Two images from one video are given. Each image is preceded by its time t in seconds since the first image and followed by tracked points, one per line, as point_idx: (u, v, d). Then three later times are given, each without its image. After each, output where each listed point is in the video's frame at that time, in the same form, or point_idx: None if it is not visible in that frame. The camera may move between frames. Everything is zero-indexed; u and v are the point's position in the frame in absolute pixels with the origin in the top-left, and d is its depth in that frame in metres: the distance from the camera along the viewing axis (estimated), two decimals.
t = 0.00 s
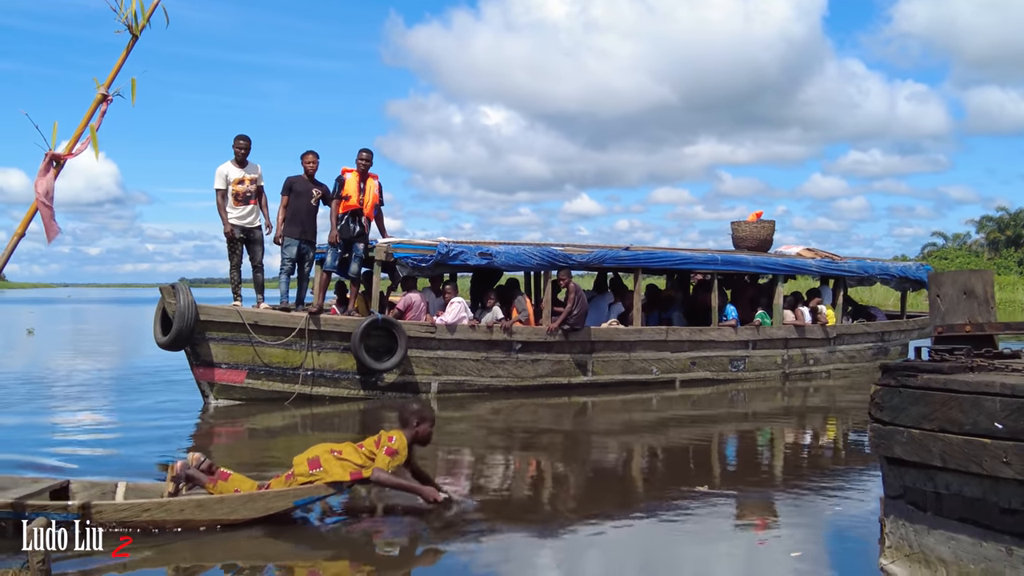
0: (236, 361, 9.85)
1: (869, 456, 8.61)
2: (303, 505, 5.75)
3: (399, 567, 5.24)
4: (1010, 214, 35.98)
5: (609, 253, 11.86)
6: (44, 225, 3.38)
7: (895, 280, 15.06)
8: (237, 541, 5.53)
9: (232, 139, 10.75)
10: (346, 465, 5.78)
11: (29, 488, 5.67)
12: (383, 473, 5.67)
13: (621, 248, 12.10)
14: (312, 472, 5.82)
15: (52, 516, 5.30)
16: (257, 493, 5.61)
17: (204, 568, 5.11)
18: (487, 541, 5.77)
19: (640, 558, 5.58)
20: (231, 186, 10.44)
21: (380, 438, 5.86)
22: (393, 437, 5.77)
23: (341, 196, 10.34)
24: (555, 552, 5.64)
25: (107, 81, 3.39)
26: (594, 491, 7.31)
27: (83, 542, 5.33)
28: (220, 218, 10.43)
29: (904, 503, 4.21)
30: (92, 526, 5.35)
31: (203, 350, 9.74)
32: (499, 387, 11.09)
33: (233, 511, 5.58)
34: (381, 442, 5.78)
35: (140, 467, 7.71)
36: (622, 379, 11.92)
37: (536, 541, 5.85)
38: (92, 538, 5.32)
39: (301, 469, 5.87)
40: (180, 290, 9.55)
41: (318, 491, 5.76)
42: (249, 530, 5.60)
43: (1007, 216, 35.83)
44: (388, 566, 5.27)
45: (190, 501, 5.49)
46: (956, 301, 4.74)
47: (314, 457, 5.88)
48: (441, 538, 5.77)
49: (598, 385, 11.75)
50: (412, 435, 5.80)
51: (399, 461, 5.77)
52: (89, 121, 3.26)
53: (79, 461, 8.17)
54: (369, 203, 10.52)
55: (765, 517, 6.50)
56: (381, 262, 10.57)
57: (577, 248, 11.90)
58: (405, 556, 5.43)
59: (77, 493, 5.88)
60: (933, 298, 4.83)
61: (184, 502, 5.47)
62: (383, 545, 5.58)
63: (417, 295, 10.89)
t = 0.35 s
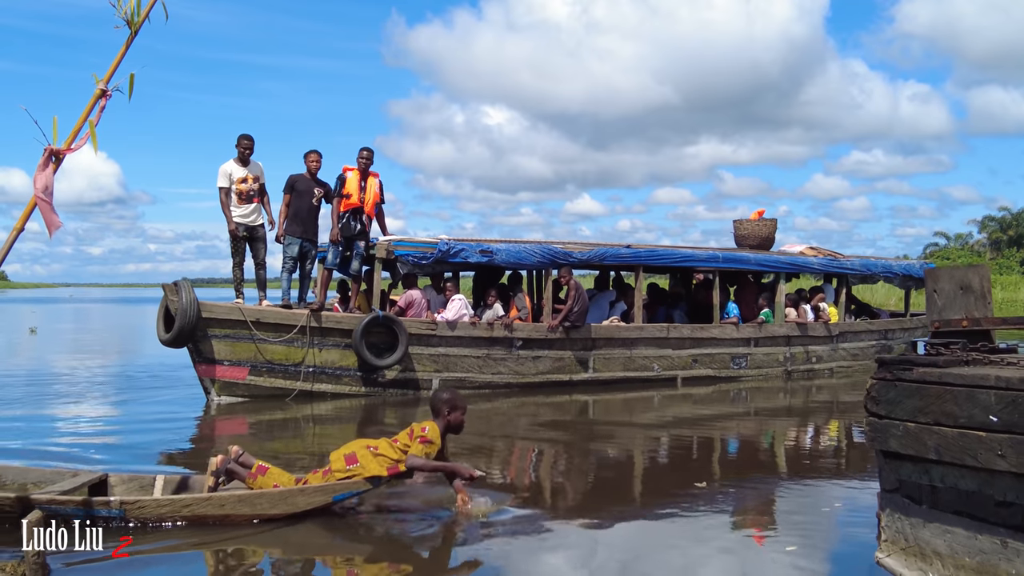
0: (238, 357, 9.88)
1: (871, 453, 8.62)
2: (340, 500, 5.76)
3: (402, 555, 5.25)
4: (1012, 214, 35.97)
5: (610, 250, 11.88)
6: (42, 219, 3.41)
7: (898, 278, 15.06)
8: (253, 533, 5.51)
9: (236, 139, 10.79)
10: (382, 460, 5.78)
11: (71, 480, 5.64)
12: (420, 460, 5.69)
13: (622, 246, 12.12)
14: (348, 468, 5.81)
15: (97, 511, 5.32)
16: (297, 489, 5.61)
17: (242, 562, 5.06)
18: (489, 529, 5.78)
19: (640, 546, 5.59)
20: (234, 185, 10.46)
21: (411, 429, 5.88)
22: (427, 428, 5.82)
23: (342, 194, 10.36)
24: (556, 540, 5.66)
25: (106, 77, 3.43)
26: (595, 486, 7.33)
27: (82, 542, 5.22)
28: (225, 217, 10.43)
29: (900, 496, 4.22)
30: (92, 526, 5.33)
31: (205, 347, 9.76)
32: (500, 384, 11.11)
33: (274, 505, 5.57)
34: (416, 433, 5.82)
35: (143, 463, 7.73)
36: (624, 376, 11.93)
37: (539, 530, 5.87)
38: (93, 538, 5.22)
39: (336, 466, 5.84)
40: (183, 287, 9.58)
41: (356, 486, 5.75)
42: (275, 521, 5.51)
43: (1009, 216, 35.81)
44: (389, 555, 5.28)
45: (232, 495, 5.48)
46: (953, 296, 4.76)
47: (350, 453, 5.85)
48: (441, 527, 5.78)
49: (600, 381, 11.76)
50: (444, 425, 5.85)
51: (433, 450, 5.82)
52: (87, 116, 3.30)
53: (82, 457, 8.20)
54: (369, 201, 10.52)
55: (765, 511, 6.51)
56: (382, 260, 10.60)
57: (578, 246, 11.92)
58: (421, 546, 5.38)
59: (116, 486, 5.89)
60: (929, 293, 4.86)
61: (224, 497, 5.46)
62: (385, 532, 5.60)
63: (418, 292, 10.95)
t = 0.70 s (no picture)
0: (240, 354, 9.91)
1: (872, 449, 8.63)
2: (378, 491, 5.75)
3: (407, 543, 5.28)
4: (1013, 213, 35.97)
5: (610, 247, 11.90)
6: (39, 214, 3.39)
7: (900, 275, 15.08)
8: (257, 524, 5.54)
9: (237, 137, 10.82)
10: (419, 452, 5.75)
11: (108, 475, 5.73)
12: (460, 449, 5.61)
13: (622, 243, 12.14)
14: (386, 460, 5.80)
15: (136, 500, 5.38)
16: (334, 479, 5.62)
17: (272, 557, 4.99)
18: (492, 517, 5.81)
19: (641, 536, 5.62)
20: (236, 183, 10.48)
21: (448, 422, 5.80)
22: (462, 420, 5.72)
23: (343, 191, 10.37)
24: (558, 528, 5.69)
25: (105, 70, 3.42)
26: (597, 479, 7.35)
27: (82, 542, 5.11)
28: (226, 214, 10.46)
29: (895, 488, 4.24)
30: (92, 526, 5.33)
31: (207, 344, 9.80)
32: (500, 380, 11.13)
33: (311, 495, 5.59)
34: (452, 426, 5.74)
35: (145, 459, 7.76)
36: (625, 373, 11.96)
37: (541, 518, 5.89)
38: (93, 538, 5.12)
39: (374, 457, 5.84)
40: (184, 284, 9.63)
41: (393, 478, 5.74)
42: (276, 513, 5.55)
43: (1009, 215, 35.83)
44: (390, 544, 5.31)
45: (270, 484, 5.52)
46: (948, 289, 4.78)
47: (387, 445, 5.85)
48: (442, 515, 5.81)
49: (601, 378, 11.79)
50: (481, 419, 5.74)
51: (472, 442, 5.72)
52: (87, 109, 3.29)
53: (84, 453, 8.22)
54: (369, 199, 10.51)
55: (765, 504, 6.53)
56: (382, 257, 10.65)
57: (578, 242, 11.94)
58: (458, 540, 5.34)
59: (154, 482, 5.88)
60: (925, 286, 4.87)
61: (262, 486, 5.51)
62: (386, 522, 5.63)
63: (418, 289, 10.99)
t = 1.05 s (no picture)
0: (242, 352, 9.93)
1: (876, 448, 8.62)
2: (415, 490, 5.72)
3: (414, 538, 5.27)
4: (1014, 213, 35.95)
5: (611, 246, 11.90)
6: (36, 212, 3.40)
7: (903, 274, 15.06)
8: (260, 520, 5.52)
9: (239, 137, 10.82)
10: (457, 451, 5.72)
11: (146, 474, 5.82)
12: (501, 447, 5.60)
13: (623, 242, 12.14)
14: (424, 460, 5.75)
15: (174, 499, 5.42)
16: (373, 477, 5.64)
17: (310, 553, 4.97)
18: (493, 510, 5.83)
19: (643, 532, 5.62)
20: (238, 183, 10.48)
21: (486, 421, 5.78)
22: (502, 418, 5.73)
23: (343, 191, 10.36)
24: (560, 524, 5.69)
25: (104, 69, 3.44)
26: (600, 476, 7.36)
27: (82, 542, 5.07)
28: (228, 213, 10.46)
29: (893, 485, 4.25)
30: (92, 526, 5.28)
31: (210, 342, 9.82)
32: (502, 378, 11.14)
33: (350, 494, 5.60)
34: (491, 424, 5.73)
35: (147, 456, 7.76)
36: (627, 371, 11.97)
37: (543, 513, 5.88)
38: (93, 538, 5.08)
39: (411, 457, 5.79)
40: (187, 283, 9.65)
41: (431, 476, 5.70)
42: (280, 510, 5.55)
43: (1011, 215, 35.83)
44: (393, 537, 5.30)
45: (308, 483, 5.53)
46: (948, 287, 4.79)
47: (425, 444, 5.82)
48: (443, 509, 5.81)
49: (603, 376, 11.79)
50: (519, 417, 5.78)
51: (511, 441, 5.73)
52: (86, 107, 3.30)
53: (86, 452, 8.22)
54: (370, 199, 10.50)
55: (769, 501, 6.53)
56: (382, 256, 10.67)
57: (579, 241, 11.95)
58: (473, 538, 5.32)
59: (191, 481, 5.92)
60: (925, 285, 4.88)
61: (301, 484, 5.52)
62: (389, 516, 5.65)
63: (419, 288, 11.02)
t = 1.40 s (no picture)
0: (244, 350, 9.95)
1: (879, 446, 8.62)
2: (452, 487, 5.76)
3: (417, 533, 5.27)
4: (1015, 212, 35.95)
5: (612, 245, 11.90)
6: (35, 208, 3.41)
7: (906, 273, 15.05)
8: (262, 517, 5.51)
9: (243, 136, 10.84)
10: (493, 449, 5.74)
11: (185, 470, 5.88)
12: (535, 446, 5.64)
13: (624, 240, 12.14)
14: (461, 458, 5.78)
15: (216, 496, 5.44)
16: (411, 474, 5.67)
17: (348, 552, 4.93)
18: (494, 507, 5.83)
19: (644, 526, 5.62)
20: (241, 181, 10.50)
21: (520, 417, 5.82)
22: (535, 415, 5.77)
23: (345, 190, 10.36)
24: (563, 518, 5.70)
25: (104, 65, 3.45)
26: (602, 473, 7.37)
27: (82, 541, 5.04)
28: (230, 212, 10.48)
29: (892, 482, 4.25)
30: (92, 526, 5.24)
31: (212, 340, 9.83)
32: (503, 376, 11.15)
33: (389, 491, 5.63)
34: (525, 421, 5.77)
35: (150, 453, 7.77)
36: (629, 369, 11.98)
37: (546, 508, 5.88)
38: (92, 537, 5.05)
39: (448, 456, 5.82)
40: (189, 281, 9.67)
41: (468, 474, 5.73)
42: (285, 507, 5.52)
43: (1011, 215, 35.82)
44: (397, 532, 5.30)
45: (347, 480, 5.54)
46: (946, 284, 4.79)
47: (460, 442, 5.84)
48: (445, 506, 5.81)
49: (605, 374, 11.80)
50: (552, 412, 5.78)
51: (545, 439, 5.78)
52: (86, 103, 3.32)
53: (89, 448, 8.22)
54: (372, 197, 10.54)
55: (772, 497, 6.53)
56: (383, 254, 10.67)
57: (580, 240, 11.95)
58: (475, 534, 5.32)
59: (226, 475, 6.05)
60: (923, 282, 4.90)
61: (340, 482, 5.52)
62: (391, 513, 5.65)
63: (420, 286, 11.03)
